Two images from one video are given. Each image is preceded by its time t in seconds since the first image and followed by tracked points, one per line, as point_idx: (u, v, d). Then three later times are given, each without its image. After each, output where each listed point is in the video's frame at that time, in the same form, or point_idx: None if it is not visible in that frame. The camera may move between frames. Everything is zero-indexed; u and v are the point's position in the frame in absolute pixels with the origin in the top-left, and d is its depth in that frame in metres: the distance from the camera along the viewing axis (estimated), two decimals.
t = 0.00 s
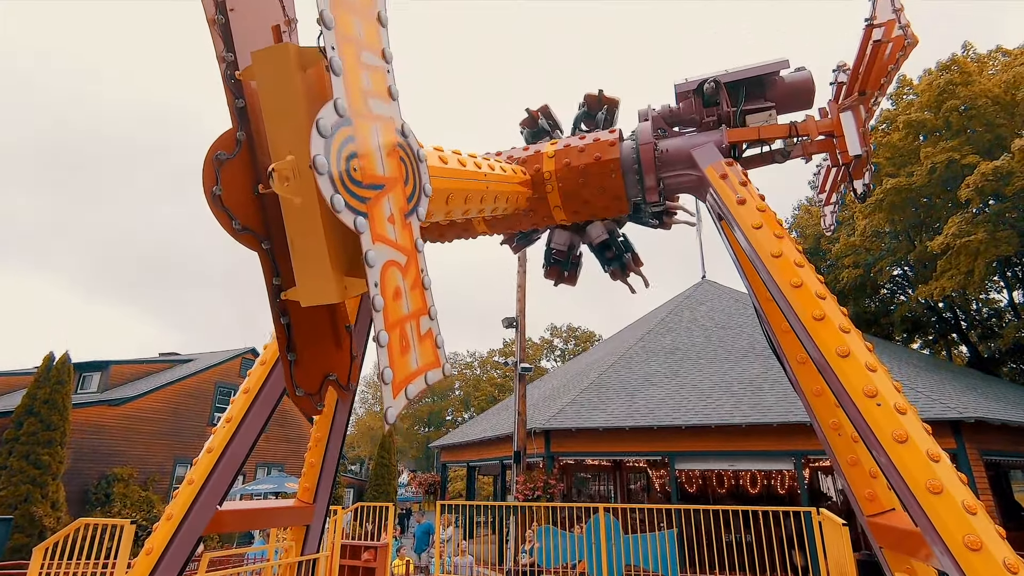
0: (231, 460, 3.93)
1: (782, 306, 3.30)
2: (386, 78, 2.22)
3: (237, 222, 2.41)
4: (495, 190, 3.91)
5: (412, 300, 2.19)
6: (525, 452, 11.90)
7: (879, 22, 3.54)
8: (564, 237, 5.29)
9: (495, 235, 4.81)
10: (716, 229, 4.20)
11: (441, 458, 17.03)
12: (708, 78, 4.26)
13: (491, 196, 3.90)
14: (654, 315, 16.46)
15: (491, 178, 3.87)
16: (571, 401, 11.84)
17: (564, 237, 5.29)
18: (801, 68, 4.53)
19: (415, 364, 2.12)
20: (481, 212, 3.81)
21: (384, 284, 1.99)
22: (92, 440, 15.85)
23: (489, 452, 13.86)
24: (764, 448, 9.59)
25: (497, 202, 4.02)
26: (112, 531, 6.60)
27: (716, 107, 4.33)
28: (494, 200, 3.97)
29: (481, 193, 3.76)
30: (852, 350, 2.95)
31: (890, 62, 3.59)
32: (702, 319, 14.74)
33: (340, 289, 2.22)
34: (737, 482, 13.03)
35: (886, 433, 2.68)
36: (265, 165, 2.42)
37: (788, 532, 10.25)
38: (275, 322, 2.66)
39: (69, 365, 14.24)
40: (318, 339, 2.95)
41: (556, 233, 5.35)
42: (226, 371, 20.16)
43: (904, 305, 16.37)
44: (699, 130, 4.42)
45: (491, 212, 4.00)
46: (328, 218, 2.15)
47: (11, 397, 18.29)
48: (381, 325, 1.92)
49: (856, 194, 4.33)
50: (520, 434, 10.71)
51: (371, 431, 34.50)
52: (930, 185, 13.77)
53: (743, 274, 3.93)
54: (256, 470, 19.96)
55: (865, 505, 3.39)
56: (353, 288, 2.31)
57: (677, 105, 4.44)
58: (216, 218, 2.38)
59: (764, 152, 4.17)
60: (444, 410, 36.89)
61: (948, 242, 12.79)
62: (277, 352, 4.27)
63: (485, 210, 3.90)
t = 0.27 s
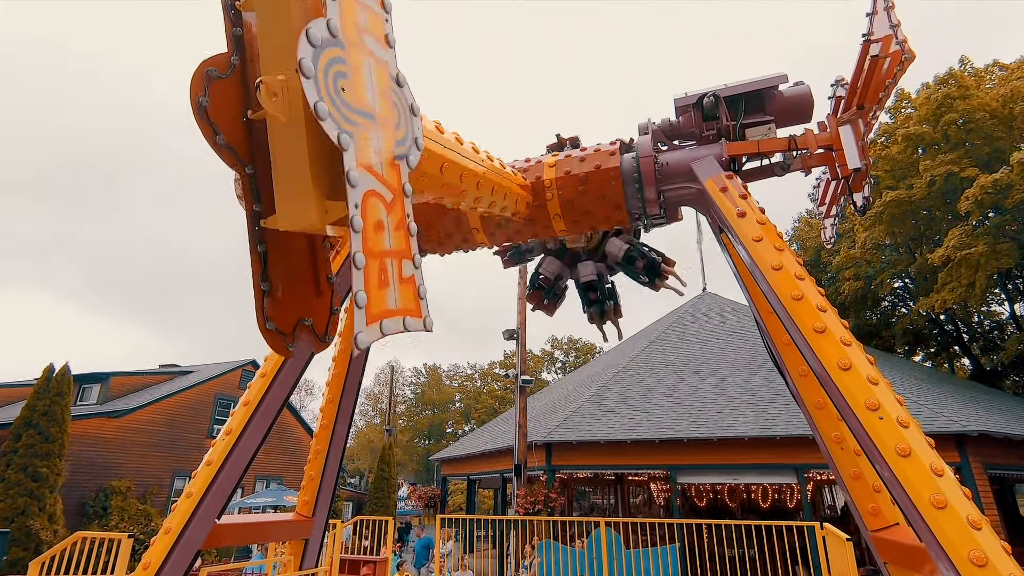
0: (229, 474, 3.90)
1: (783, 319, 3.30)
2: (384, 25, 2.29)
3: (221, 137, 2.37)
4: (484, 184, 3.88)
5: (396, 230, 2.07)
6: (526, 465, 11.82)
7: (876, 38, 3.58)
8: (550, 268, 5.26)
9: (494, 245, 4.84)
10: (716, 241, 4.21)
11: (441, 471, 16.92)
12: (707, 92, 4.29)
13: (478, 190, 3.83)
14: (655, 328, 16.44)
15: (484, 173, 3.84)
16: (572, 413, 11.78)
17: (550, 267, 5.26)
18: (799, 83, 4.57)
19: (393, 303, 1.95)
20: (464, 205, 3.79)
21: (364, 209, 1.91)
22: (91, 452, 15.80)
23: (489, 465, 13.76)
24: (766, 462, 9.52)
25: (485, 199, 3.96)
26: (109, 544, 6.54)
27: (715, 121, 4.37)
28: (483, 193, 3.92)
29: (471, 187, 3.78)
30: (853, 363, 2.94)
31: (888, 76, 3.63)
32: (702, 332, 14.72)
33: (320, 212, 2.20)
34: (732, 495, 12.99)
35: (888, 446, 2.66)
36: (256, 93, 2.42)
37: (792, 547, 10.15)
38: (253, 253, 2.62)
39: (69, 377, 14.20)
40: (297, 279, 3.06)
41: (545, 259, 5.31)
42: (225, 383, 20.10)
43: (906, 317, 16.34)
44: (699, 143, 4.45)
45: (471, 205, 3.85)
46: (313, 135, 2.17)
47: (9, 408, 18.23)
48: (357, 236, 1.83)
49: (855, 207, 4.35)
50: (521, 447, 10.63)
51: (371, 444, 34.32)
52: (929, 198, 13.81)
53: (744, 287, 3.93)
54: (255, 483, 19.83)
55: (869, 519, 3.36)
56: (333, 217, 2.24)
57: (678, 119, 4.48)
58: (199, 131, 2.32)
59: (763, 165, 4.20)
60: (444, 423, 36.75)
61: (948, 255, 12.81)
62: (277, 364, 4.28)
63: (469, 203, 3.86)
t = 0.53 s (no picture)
0: (227, 483, 3.88)
1: (784, 327, 3.30)
2: None
3: None
4: (480, 159, 3.66)
5: (379, 135, 1.82)
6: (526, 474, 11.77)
7: (874, 47, 3.61)
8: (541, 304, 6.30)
9: (493, 254, 4.85)
10: (716, 249, 4.22)
11: (440, 480, 16.85)
12: (706, 101, 4.31)
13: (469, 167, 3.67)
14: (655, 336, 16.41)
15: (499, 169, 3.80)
16: (572, 422, 11.74)
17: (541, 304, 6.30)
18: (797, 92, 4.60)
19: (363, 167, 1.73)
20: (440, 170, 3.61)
21: (342, 65, 1.67)
22: (89, 461, 15.76)
23: (489, 473, 13.71)
24: (767, 471, 9.47)
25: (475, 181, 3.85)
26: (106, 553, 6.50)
27: (714, 130, 4.38)
28: (470, 171, 3.75)
29: (446, 152, 3.52)
30: (855, 371, 2.93)
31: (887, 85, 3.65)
32: (703, 340, 14.71)
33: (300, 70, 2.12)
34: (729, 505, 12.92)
35: (890, 454, 2.65)
36: None
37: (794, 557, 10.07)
38: (228, 108, 2.70)
39: (68, 385, 14.18)
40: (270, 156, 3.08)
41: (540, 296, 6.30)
42: (224, 392, 20.07)
43: (906, 325, 16.33)
44: (698, 151, 4.47)
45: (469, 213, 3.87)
46: None
47: (8, 417, 18.20)
48: (334, 98, 1.59)
49: (855, 216, 4.36)
50: (521, 456, 10.59)
51: (370, 453, 34.21)
52: (928, 207, 13.85)
53: (744, 295, 3.93)
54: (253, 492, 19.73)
55: (871, 529, 3.33)
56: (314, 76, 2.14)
57: (677, 127, 4.50)
58: None
59: (763, 174, 4.21)
60: (444, 431, 36.64)
61: (948, 264, 12.82)
62: (277, 371, 4.27)
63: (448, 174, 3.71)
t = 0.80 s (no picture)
0: (227, 488, 3.86)
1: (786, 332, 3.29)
2: None
3: None
4: (481, 118, 3.43)
5: None
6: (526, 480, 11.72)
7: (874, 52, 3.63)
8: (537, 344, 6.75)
9: (492, 257, 4.83)
10: (717, 254, 4.21)
11: (440, 486, 16.80)
12: (707, 106, 4.32)
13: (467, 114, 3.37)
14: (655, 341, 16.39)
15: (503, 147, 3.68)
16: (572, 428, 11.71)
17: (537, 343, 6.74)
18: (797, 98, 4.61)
19: None
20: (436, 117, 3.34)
21: None
22: (88, 466, 15.73)
23: (489, 479, 13.66)
24: (769, 477, 9.44)
25: (474, 143, 3.60)
26: (105, 558, 6.48)
27: (714, 134, 4.39)
28: (468, 126, 3.47)
29: (443, 97, 3.24)
30: (856, 376, 2.92)
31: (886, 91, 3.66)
32: (703, 345, 14.69)
33: None
34: (740, 512, 12.83)
35: (893, 460, 2.63)
36: None
37: (795, 563, 10.02)
38: None
39: (68, 390, 14.15)
40: None
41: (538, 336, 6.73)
42: (224, 397, 20.04)
43: (907, 330, 16.32)
44: (698, 156, 4.47)
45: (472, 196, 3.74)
46: None
47: (7, 422, 18.18)
48: None
49: (855, 221, 4.36)
50: (521, 462, 10.55)
51: (370, 458, 34.14)
52: (928, 211, 13.87)
53: (745, 301, 3.93)
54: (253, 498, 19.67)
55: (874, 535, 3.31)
56: None
57: (677, 132, 4.51)
58: None
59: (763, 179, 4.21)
60: (444, 437, 36.60)
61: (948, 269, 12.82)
62: (277, 377, 4.25)
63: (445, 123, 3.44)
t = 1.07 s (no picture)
0: (228, 491, 3.86)
1: (788, 335, 3.28)
2: None
3: None
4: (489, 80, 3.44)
5: None
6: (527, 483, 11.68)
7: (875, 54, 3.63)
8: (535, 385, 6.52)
9: (493, 259, 4.83)
10: (719, 256, 4.21)
11: (441, 489, 16.76)
12: (708, 108, 4.32)
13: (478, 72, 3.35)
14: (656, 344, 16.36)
15: (508, 116, 3.61)
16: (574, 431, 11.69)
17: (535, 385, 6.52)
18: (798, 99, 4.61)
19: None
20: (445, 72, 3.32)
21: None
22: (89, 469, 15.73)
23: (491, 483, 13.61)
24: (771, 479, 9.41)
25: (479, 103, 3.51)
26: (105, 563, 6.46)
27: (715, 137, 4.39)
28: (475, 86, 3.42)
29: (453, 47, 3.20)
30: (859, 378, 2.92)
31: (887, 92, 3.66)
32: (705, 347, 14.67)
33: None
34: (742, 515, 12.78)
35: (896, 462, 2.63)
36: None
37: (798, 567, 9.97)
38: None
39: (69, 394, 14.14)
40: None
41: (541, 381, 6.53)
42: (225, 400, 20.03)
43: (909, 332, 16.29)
44: (700, 158, 4.48)
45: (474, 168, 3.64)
46: None
47: (9, 425, 18.19)
48: None
49: (857, 222, 4.35)
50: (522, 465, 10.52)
51: (371, 461, 34.10)
52: (930, 213, 13.86)
53: (747, 302, 3.92)
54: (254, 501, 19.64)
55: (877, 537, 3.30)
56: None
57: (678, 135, 4.51)
58: None
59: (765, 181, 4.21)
60: (445, 440, 36.56)
61: (950, 271, 12.80)
62: (278, 379, 4.25)
63: (450, 73, 3.36)
